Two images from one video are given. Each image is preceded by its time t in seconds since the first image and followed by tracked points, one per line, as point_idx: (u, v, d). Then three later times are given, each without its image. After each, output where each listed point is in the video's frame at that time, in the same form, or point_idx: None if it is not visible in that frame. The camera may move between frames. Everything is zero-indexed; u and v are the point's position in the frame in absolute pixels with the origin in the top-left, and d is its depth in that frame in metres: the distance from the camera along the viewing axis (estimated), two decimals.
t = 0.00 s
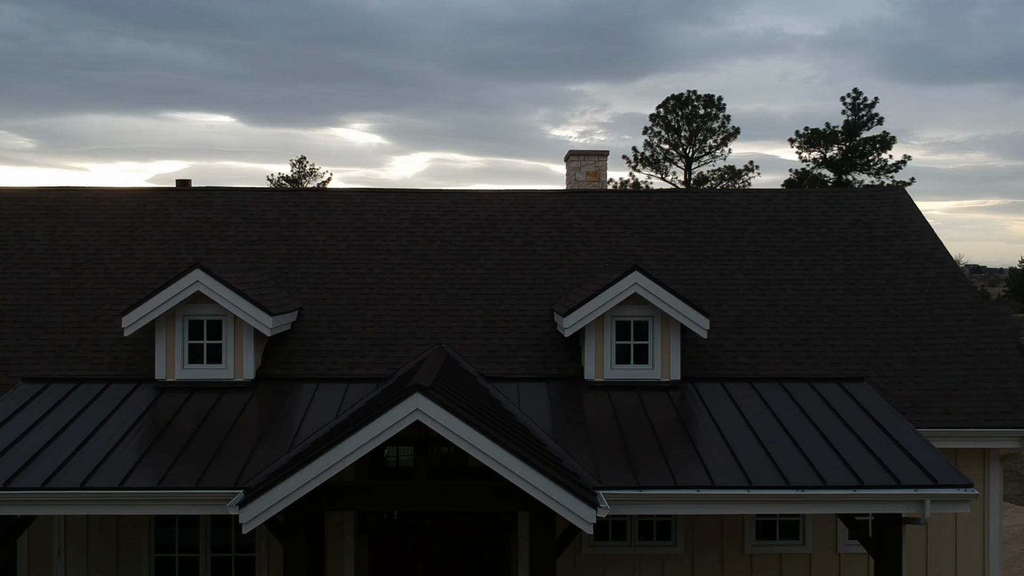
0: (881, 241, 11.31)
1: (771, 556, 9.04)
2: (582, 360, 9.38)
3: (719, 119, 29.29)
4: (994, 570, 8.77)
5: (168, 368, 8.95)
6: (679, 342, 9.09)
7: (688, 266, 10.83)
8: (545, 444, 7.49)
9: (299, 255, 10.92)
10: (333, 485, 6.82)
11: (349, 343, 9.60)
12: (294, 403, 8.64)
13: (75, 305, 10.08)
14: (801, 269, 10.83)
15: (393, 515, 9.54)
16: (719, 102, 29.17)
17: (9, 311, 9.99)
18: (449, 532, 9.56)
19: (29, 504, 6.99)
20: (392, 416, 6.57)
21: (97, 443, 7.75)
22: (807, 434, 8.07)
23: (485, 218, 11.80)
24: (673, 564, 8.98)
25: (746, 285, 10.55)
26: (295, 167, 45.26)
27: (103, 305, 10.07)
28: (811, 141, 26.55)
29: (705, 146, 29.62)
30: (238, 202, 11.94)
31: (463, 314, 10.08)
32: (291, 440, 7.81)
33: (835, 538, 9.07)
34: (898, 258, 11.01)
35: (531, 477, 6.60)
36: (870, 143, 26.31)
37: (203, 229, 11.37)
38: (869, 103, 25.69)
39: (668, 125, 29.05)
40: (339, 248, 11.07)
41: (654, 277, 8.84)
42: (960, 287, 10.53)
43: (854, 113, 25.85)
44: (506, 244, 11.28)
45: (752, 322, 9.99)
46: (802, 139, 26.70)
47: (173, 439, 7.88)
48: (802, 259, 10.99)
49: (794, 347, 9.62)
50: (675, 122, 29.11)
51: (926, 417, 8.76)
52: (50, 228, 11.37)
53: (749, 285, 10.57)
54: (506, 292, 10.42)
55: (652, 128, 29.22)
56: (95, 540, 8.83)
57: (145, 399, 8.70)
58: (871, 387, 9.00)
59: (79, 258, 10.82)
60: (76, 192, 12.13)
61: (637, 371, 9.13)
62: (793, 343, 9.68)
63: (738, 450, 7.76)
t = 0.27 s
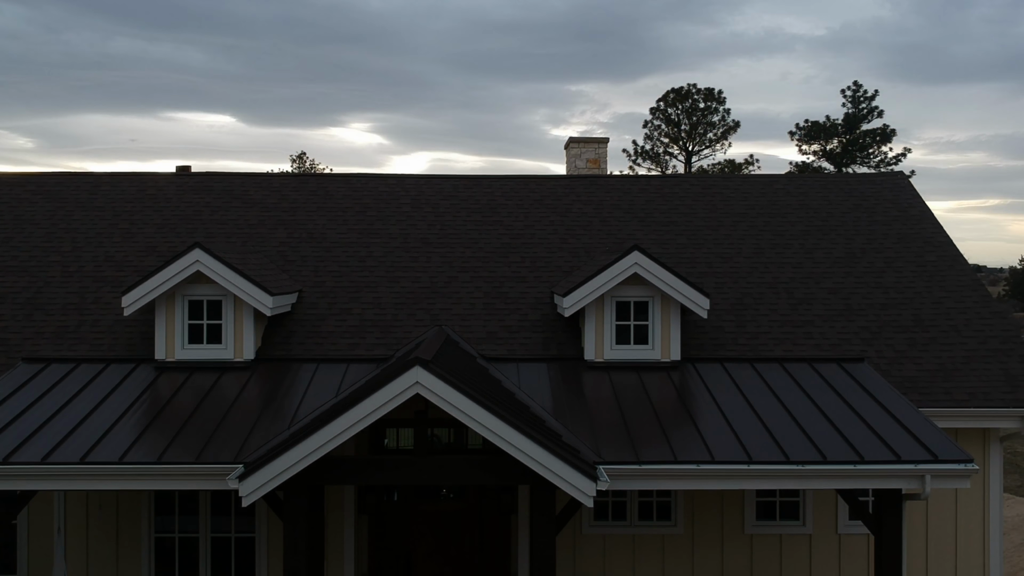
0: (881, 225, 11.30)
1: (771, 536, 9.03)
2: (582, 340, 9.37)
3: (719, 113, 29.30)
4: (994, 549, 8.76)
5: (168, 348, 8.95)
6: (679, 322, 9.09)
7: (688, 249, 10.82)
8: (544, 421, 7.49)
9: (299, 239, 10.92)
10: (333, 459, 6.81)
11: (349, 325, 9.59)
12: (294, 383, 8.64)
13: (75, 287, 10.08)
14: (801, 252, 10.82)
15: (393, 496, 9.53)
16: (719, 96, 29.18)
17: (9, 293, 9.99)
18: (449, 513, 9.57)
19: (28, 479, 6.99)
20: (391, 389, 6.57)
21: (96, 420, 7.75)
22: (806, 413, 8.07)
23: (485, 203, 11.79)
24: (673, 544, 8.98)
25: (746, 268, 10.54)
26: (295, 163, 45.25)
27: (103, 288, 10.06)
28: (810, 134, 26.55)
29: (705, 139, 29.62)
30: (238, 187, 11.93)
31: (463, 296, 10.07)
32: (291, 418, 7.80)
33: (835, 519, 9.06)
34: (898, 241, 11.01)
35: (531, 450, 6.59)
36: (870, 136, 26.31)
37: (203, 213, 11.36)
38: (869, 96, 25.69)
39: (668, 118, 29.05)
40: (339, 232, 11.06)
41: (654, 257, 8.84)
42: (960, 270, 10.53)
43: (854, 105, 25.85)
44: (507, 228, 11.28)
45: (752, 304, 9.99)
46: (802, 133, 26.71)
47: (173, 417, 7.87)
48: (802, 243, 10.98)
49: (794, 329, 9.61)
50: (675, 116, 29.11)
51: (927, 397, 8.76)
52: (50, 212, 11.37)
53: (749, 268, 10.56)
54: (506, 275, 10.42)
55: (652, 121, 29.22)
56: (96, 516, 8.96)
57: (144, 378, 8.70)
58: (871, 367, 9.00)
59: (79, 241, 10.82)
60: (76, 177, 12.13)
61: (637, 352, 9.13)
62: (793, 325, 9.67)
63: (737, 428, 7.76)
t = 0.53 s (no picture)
0: (882, 209, 11.30)
1: (772, 517, 9.03)
2: (582, 321, 9.38)
3: (719, 106, 29.31)
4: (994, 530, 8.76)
5: (168, 328, 8.94)
6: (680, 303, 9.09)
7: (688, 233, 10.82)
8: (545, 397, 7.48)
9: (299, 222, 10.92)
10: (333, 434, 6.82)
11: (349, 306, 9.59)
12: (294, 363, 8.64)
13: (75, 270, 10.08)
14: (802, 235, 10.82)
15: (394, 477, 9.53)
16: (719, 90, 29.18)
17: (9, 275, 9.98)
18: (449, 495, 9.57)
19: (28, 454, 6.99)
20: (392, 362, 6.57)
21: (96, 398, 7.74)
22: (807, 391, 8.07)
23: (486, 188, 11.79)
24: (673, 524, 8.98)
25: (746, 251, 10.54)
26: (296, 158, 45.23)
27: (103, 270, 10.06)
28: (811, 127, 26.58)
29: (705, 133, 29.62)
30: (238, 172, 11.93)
31: (464, 279, 10.07)
32: (291, 396, 7.80)
33: (835, 500, 9.07)
34: (898, 225, 11.01)
35: (532, 423, 6.59)
36: (870, 129, 26.32)
37: (204, 197, 11.36)
38: (869, 89, 25.70)
39: (668, 112, 29.06)
40: (339, 215, 11.07)
41: (654, 237, 8.84)
42: (961, 253, 10.53)
43: (854, 98, 25.85)
44: (507, 212, 11.27)
45: (752, 287, 9.99)
46: (802, 125, 26.72)
47: (173, 395, 7.88)
48: (803, 226, 10.98)
49: (794, 310, 9.61)
50: (675, 109, 29.12)
51: (927, 377, 8.76)
52: (50, 197, 11.36)
53: (750, 251, 10.56)
54: (506, 258, 10.42)
55: (652, 115, 29.23)
56: (96, 496, 8.98)
57: (144, 358, 8.69)
58: (872, 348, 9.00)
59: (79, 225, 10.81)
60: (76, 162, 12.12)
61: (637, 332, 9.13)
62: (794, 306, 9.67)
63: (738, 405, 7.76)
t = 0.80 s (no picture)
0: (882, 194, 11.30)
1: (772, 498, 9.02)
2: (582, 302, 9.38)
3: (719, 100, 29.31)
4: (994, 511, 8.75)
5: (168, 308, 8.94)
6: (680, 283, 9.10)
7: (689, 216, 10.82)
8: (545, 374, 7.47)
9: (299, 206, 10.92)
10: (332, 409, 6.81)
11: (349, 288, 9.59)
12: (294, 343, 8.64)
13: (76, 252, 10.08)
14: (802, 219, 10.82)
15: (393, 459, 9.53)
16: (719, 83, 29.17)
17: (10, 258, 9.98)
18: (449, 477, 9.57)
19: (27, 429, 6.99)
20: (391, 336, 6.56)
21: (96, 375, 7.74)
22: (807, 370, 8.06)
23: (486, 173, 11.79)
24: (673, 505, 8.98)
25: (746, 234, 10.53)
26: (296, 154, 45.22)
27: (103, 253, 10.06)
28: (811, 120, 26.59)
29: (705, 126, 29.61)
30: (239, 157, 11.94)
31: (463, 261, 10.07)
32: (291, 375, 7.79)
33: (836, 480, 9.06)
34: (899, 210, 11.00)
35: (532, 397, 6.58)
36: (871, 122, 26.32)
37: (204, 182, 11.36)
38: (869, 82, 25.70)
39: (668, 106, 29.06)
40: (339, 199, 11.06)
41: (654, 217, 8.84)
42: (961, 237, 10.53)
43: (855, 91, 25.82)
44: (507, 196, 11.27)
45: (752, 269, 9.98)
46: (802, 119, 26.72)
47: (172, 373, 7.87)
48: (803, 210, 10.98)
49: (795, 292, 9.61)
50: (675, 103, 29.12)
51: (927, 357, 8.75)
52: (51, 181, 11.36)
53: (750, 235, 10.56)
54: (506, 241, 10.42)
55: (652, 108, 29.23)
56: (96, 476, 8.93)
57: (144, 338, 8.69)
58: (872, 329, 9.00)
59: (79, 209, 10.82)
60: (76, 147, 12.12)
61: (637, 313, 9.13)
62: (794, 288, 9.67)
63: (738, 383, 7.75)
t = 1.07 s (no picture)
0: (882, 178, 11.30)
1: (772, 478, 9.03)
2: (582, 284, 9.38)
3: (719, 94, 29.30)
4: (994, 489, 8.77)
5: (168, 289, 8.94)
6: (680, 264, 9.10)
7: (689, 200, 10.82)
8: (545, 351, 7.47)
9: (300, 190, 10.92)
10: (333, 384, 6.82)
11: (350, 270, 9.59)
12: (295, 323, 8.64)
13: (76, 235, 10.09)
14: (802, 203, 10.82)
15: (393, 442, 9.54)
16: (719, 77, 29.16)
17: (10, 240, 9.98)
18: (449, 460, 9.58)
19: (27, 404, 6.99)
20: (392, 310, 6.56)
21: (96, 354, 7.75)
22: (807, 349, 8.06)
23: (486, 158, 11.79)
24: (674, 485, 8.98)
25: (747, 218, 10.54)
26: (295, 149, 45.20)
27: (104, 236, 10.07)
28: (811, 114, 26.60)
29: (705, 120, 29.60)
30: (239, 142, 11.94)
31: (464, 244, 10.07)
32: (291, 353, 7.80)
33: (836, 461, 9.06)
34: (899, 194, 11.00)
35: (532, 370, 6.57)
36: (871, 115, 26.33)
37: (204, 166, 11.36)
38: (869, 75, 25.71)
39: (668, 99, 29.06)
40: (339, 184, 11.07)
41: (655, 198, 8.84)
42: (961, 220, 10.53)
43: (855, 84, 25.82)
44: (507, 181, 11.28)
45: (753, 252, 9.99)
46: (802, 112, 26.73)
47: (173, 351, 7.87)
48: (803, 194, 10.98)
49: (795, 274, 9.61)
50: (675, 97, 29.12)
51: (928, 338, 8.75)
52: (51, 166, 11.36)
53: (750, 218, 10.56)
54: (507, 225, 10.42)
55: (652, 102, 29.23)
56: (96, 457, 8.94)
57: (145, 318, 8.69)
58: (873, 310, 9.01)
59: (79, 193, 10.82)
60: (76, 133, 12.12)
61: (637, 294, 9.14)
62: (794, 271, 9.67)
63: (739, 361, 7.75)
